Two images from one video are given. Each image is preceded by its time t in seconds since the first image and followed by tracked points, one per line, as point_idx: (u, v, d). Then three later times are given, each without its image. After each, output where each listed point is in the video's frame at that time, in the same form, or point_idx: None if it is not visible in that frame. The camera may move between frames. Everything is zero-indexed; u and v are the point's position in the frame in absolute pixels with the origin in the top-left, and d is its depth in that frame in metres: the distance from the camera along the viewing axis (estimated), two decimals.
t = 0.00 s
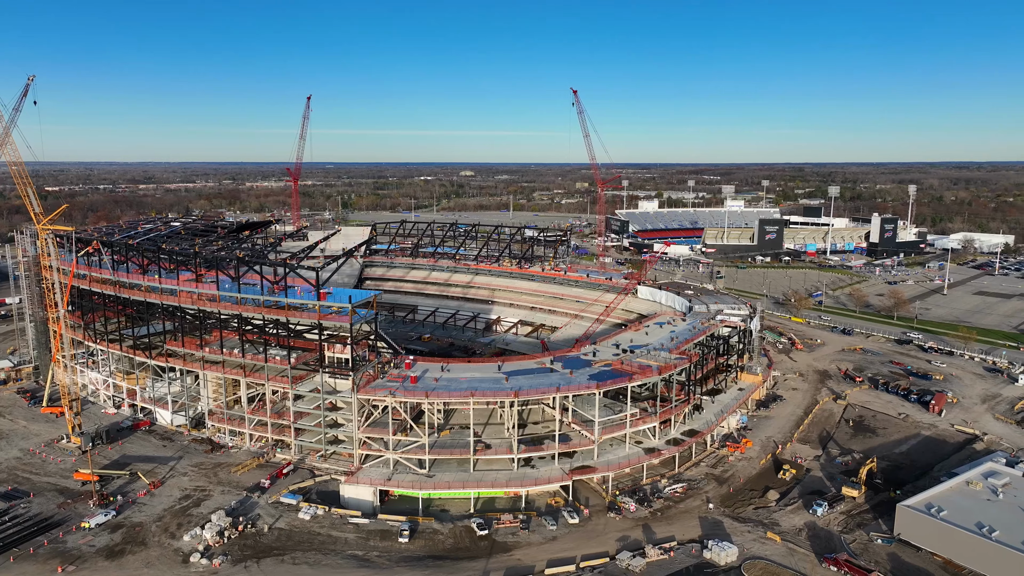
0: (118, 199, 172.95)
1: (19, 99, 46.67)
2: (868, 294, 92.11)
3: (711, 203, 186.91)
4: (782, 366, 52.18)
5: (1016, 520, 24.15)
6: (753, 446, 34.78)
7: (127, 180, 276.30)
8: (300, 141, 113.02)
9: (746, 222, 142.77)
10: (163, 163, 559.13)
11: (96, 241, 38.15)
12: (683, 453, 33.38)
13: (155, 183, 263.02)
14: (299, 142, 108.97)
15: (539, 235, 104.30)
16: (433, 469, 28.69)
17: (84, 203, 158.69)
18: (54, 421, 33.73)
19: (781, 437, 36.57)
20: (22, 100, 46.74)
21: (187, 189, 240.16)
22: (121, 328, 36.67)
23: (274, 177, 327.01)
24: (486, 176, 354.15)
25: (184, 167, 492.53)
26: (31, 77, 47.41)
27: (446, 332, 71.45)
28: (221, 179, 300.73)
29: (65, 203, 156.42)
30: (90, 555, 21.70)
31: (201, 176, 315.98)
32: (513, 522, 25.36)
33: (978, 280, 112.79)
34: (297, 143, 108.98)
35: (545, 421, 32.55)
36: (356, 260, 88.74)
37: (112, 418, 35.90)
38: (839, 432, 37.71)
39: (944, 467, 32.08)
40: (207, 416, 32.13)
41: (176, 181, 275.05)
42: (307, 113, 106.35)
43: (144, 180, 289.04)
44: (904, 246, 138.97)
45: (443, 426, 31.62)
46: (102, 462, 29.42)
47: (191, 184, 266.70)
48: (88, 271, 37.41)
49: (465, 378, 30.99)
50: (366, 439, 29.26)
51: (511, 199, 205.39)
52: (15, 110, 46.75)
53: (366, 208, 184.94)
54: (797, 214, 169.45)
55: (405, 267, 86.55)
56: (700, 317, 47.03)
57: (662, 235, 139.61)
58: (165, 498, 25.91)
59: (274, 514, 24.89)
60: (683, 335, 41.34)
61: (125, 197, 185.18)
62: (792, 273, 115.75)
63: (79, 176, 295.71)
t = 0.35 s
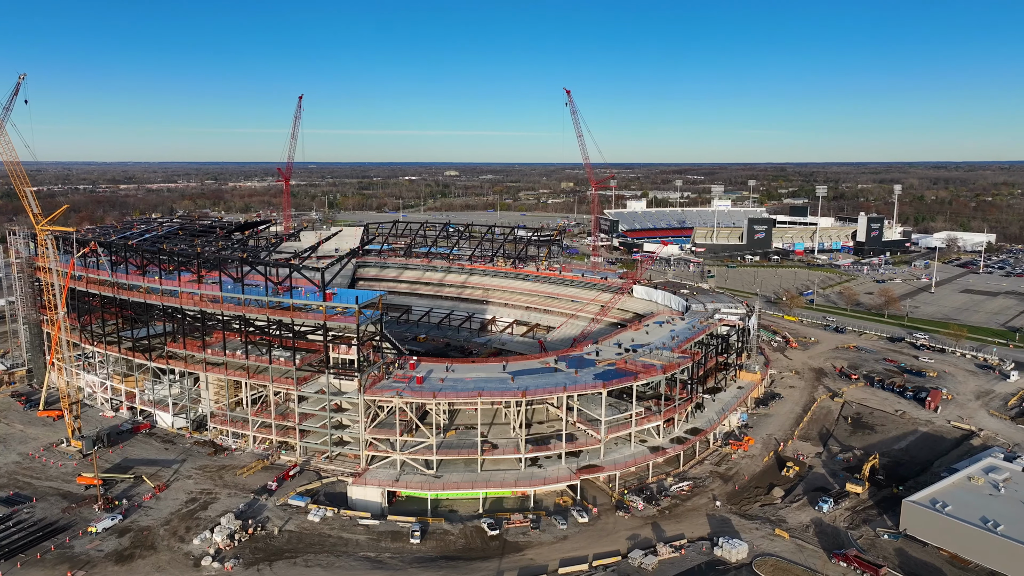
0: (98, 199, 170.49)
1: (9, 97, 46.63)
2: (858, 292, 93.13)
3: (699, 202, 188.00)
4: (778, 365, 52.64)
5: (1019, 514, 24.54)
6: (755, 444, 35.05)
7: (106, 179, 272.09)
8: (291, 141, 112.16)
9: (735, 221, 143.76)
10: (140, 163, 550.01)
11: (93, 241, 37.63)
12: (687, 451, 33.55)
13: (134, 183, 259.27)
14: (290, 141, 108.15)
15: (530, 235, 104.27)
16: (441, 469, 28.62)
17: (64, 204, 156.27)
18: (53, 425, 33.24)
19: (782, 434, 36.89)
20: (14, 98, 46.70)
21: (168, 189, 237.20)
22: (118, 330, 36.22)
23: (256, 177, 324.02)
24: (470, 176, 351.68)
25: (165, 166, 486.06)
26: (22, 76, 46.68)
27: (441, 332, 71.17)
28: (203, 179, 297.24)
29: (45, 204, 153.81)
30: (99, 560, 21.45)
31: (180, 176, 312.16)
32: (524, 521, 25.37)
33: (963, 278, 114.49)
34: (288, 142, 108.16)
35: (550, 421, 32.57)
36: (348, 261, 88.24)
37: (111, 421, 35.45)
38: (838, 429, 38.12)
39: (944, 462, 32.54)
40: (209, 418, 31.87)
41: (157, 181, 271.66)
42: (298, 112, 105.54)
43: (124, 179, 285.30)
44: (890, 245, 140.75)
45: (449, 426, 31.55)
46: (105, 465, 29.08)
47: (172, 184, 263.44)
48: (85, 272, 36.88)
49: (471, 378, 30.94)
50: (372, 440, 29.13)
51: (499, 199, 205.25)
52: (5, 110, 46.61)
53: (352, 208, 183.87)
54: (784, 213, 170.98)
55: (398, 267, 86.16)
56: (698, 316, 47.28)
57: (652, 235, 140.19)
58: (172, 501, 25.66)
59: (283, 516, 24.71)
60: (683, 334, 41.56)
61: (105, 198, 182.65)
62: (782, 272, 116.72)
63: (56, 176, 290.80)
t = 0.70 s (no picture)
0: (79, 200, 167.95)
1: None
2: (847, 291, 94.09)
3: (688, 202, 188.99)
4: (774, 363, 53.08)
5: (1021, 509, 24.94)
6: (757, 441, 35.33)
7: (86, 179, 268.12)
8: (282, 141, 111.20)
9: (725, 221, 144.67)
10: (122, 162, 543.89)
11: (91, 242, 37.17)
12: (691, 449, 33.72)
13: (115, 183, 255.60)
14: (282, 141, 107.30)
15: (522, 235, 104.17)
16: (448, 470, 28.58)
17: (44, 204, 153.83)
18: (52, 429, 32.76)
19: (782, 432, 37.22)
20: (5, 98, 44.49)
21: (150, 189, 234.14)
22: (117, 332, 35.79)
23: (239, 176, 320.51)
24: (455, 176, 350.73)
25: (147, 166, 480.12)
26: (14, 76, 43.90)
27: (436, 332, 70.87)
28: (176, 178, 293.13)
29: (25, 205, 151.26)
30: (109, 566, 21.23)
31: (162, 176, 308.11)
32: (534, 521, 25.40)
33: (949, 277, 116.15)
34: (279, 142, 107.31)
35: (555, 421, 32.61)
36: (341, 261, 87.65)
37: (111, 424, 34.99)
38: (838, 427, 38.53)
39: (943, 458, 33.00)
40: (213, 420, 31.59)
41: (138, 181, 268.02)
42: (289, 112, 104.66)
43: (103, 179, 280.67)
44: (877, 244, 142.46)
45: (454, 427, 31.49)
46: (108, 469, 28.72)
47: (154, 184, 259.90)
48: (83, 274, 36.45)
49: (477, 378, 30.90)
50: (379, 442, 29.02)
51: (488, 199, 204.95)
52: None
53: (339, 208, 182.66)
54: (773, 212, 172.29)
55: (392, 267, 85.73)
56: (696, 315, 47.54)
57: (643, 234, 140.71)
58: (179, 505, 25.42)
59: (293, 518, 24.56)
60: (684, 333, 41.78)
61: (86, 198, 179.96)
62: (772, 272, 117.64)
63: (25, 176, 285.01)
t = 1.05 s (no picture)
0: (61, 200, 165.39)
1: None
2: (839, 289, 94.97)
3: (678, 202, 189.82)
4: (771, 362, 53.47)
5: None
6: (760, 439, 35.56)
7: (57, 179, 264.05)
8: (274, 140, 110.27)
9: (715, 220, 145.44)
10: (104, 162, 537.20)
11: (90, 243, 36.75)
12: (696, 448, 33.87)
13: (97, 183, 252.21)
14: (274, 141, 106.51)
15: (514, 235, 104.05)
16: (457, 470, 28.52)
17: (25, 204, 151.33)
18: (52, 433, 32.31)
19: (784, 430, 37.50)
20: None
21: (133, 188, 231.35)
22: (118, 334, 35.41)
23: (224, 176, 317.56)
24: (441, 176, 349.29)
25: (123, 166, 473.32)
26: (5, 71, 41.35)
27: (432, 332, 70.51)
28: (159, 178, 289.98)
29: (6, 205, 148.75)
30: (121, 570, 21.01)
31: (145, 176, 304.45)
32: (546, 521, 25.44)
33: (937, 275, 117.69)
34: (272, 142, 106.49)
35: (561, 420, 32.63)
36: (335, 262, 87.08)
37: (111, 427, 34.55)
38: (838, 424, 38.91)
39: (944, 454, 33.43)
40: (217, 423, 31.34)
41: (121, 180, 264.60)
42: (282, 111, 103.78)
43: (86, 178, 277.45)
44: (865, 243, 143.99)
45: (461, 428, 31.44)
46: (113, 473, 28.39)
47: (137, 183, 257.20)
48: (83, 275, 36.05)
49: (484, 378, 30.87)
50: (387, 443, 28.92)
51: (477, 199, 204.45)
52: None
53: (327, 208, 181.54)
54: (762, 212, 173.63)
55: (386, 267, 85.33)
56: (695, 314, 47.78)
57: (635, 234, 141.03)
58: (187, 508, 25.19)
59: (304, 520, 24.42)
60: (685, 333, 41.98)
61: (69, 198, 177.65)
62: (763, 271, 118.48)
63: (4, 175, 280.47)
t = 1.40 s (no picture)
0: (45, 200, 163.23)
1: None
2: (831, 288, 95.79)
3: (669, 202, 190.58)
4: (770, 360, 53.82)
5: None
6: (765, 437, 35.78)
7: (40, 178, 261.01)
8: (267, 140, 109.64)
9: (708, 220, 146.14)
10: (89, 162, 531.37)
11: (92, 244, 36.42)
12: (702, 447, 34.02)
13: (74, 182, 250.28)
14: (268, 141, 105.94)
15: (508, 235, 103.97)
16: (467, 471, 28.49)
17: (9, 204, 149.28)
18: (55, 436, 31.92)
19: (788, 428, 37.77)
20: None
21: (118, 188, 228.87)
22: (121, 336, 35.11)
23: (209, 176, 314.74)
24: (428, 176, 347.66)
25: (108, 165, 468.29)
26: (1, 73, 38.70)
27: (430, 333, 70.34)
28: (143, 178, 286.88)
29: None
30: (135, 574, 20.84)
31: (128, 176, 300.88)
32: (558, 520, 25.49)
33: (926, 274, 119.05)
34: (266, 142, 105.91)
35: (569, 420, 32.68)
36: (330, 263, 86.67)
37: (114, 430, 34.17)
38: (840, 422, 39.26)
39: (946, 451, 33.82)
40: (223, 425, 31.09)
41: (104, 181, 261.61)
42: (276, 110, 103.26)
43: (53, 177, 273.11)
44: (855, 242, 145.31)
45: (469, 428, 31.39)
46: (119, 476, 28.11)
47: (121, 183, 254.05)
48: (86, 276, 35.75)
49: (492, 378, 30.85)
50: (396, 444, 28.84)
51: (468, 199, 204.14)
52: None
53: (316, 208, 180.71)
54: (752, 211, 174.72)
55: (381, 267, 85.03)
56: (696, 314, 48.01)
57: (628, 233, 141.39)
58: (197, 511, 25.01)
59: (317, 522, 24.31)
60: (687, 332, 42.19)
61: (53, 197, 175.79)
62: (755, 270, 119.24)
63: None
